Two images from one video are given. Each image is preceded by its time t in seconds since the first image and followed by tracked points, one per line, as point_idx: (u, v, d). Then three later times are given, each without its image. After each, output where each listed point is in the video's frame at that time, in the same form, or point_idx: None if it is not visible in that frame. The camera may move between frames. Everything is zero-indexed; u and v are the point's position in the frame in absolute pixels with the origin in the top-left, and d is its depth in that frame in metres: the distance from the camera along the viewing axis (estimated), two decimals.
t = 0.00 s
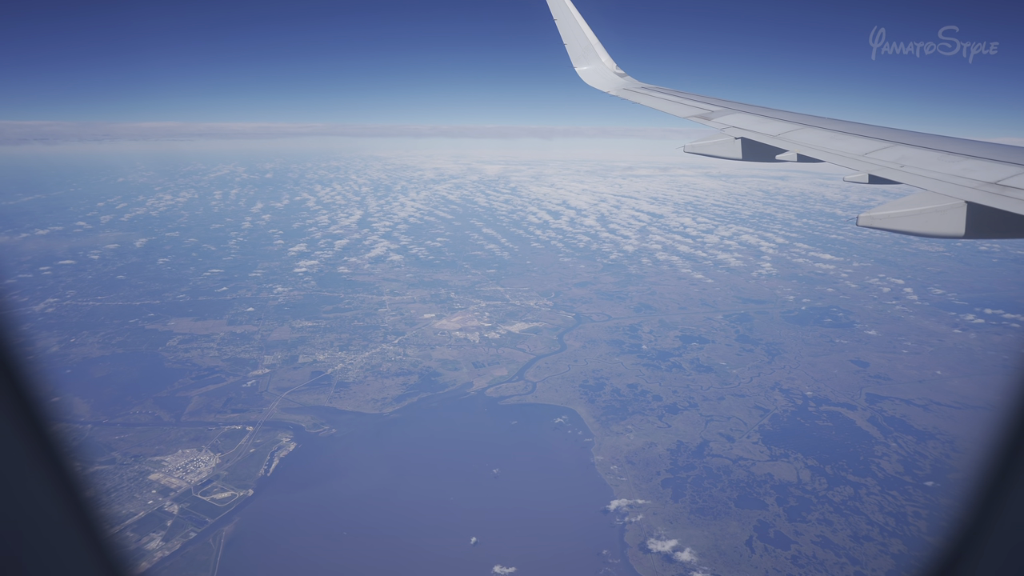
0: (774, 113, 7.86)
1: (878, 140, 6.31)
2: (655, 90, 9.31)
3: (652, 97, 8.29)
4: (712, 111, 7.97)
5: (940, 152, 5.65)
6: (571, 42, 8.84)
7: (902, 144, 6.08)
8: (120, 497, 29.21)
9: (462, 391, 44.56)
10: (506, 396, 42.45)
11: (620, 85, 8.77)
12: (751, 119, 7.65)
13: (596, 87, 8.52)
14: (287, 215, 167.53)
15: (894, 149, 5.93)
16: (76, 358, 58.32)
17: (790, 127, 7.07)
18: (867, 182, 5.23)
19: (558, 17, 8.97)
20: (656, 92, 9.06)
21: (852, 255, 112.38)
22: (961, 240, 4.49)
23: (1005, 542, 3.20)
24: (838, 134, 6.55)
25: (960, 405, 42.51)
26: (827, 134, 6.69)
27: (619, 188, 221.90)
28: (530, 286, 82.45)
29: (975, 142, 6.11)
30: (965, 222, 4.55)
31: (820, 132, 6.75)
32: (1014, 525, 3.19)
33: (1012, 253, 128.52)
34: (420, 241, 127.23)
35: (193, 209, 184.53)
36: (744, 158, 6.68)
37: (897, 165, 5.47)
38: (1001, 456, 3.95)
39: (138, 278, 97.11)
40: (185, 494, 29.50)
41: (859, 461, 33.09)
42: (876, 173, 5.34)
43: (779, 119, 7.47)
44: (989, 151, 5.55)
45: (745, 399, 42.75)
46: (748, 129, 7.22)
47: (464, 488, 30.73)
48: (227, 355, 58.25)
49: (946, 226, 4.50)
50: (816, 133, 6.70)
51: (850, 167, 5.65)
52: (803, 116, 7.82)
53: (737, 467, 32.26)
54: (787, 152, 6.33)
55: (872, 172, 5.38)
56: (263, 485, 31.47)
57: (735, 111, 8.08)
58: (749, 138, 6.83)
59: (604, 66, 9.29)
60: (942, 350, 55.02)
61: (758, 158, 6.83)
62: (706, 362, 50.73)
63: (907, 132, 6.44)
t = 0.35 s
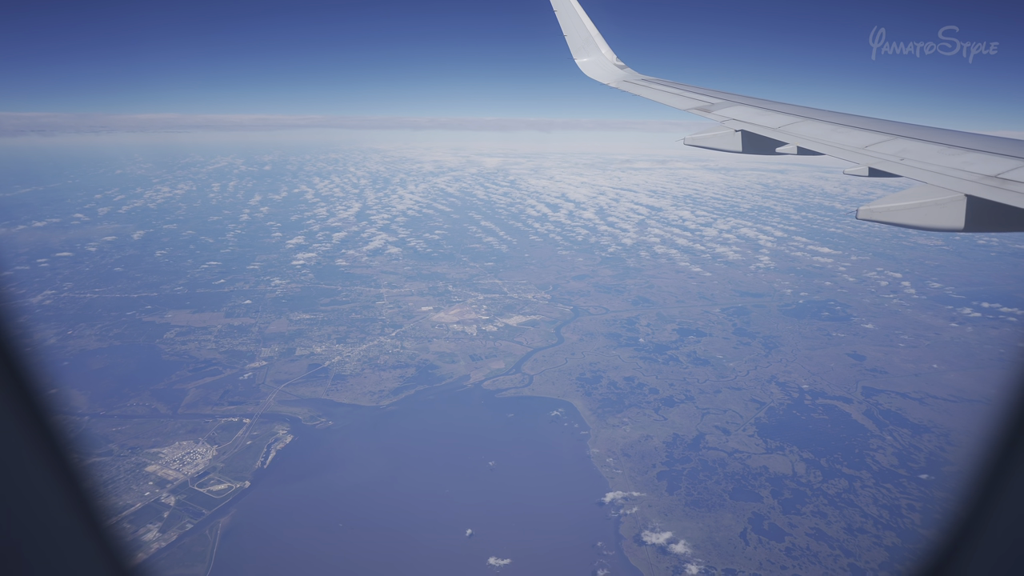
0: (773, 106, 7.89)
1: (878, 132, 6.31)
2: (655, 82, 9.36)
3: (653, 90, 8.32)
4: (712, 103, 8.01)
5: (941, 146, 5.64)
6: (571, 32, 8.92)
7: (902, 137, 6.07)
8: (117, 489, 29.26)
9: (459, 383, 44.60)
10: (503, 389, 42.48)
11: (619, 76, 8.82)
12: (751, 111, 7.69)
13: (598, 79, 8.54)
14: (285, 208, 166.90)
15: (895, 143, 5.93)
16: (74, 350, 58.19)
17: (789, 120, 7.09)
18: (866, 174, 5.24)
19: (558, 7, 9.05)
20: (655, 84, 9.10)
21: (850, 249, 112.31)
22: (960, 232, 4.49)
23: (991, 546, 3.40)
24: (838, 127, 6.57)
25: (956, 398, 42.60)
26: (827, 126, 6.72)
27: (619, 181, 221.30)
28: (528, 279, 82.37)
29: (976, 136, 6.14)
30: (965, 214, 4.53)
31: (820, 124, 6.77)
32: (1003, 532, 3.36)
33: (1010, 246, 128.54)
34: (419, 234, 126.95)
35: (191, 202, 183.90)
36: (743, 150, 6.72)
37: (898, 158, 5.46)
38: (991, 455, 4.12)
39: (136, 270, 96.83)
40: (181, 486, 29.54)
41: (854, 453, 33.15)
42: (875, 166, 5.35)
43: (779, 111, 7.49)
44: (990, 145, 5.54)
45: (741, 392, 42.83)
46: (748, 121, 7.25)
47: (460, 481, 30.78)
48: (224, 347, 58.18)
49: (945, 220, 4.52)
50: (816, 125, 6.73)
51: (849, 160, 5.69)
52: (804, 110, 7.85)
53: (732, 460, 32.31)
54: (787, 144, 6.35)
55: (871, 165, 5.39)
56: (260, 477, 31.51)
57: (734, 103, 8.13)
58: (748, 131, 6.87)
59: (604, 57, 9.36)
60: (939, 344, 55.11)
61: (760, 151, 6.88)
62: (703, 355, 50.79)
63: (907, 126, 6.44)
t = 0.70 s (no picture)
0: (772, 98, 8.22)
1: (878, 125, 6.60)
2: (657, 74, 9.72)
3: (652, 83, 8.86)
4: (713, 96, 8.36)
5: (938, 138, 5.94)
6: (574, 28, 9.29)
7: (901, 129, 6.37)
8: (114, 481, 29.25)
9: (456, 376, 44.67)
10: (499, 381, 42.56)
11: (620, 70, 9.19)
12: (751, 103, 8.03)
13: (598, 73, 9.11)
14: (282, 200, 166.04)
15: (893, 135, 6.23)
16: (70, 342, 57.95)
17: (790, 112, 7.42)
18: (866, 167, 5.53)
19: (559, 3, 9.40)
20: (657, 76, 9.46)
21: (849, 242, 112.15)
22: (957, 226, 4.83)
23: (986, 545, 3.60)
24: (836, 120, 6.89)
25: (951, 391, 42.74)
26: (826, 119, 7.04)
27: (618, 174, 220.42)
28: (526, 272, 82.21)
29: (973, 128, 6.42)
30: (964, 206, 4.86)
31: (820, 117, 7.08)
32: (995, 533, 3.56)
33: (1008, 240, 128.27)
34: (416, 227, 126.46)
35: (188, 194, 182.80)
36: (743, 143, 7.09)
37: (898, 150, 5.77)
38: (993, 447, 4.25)
39: (132, 263, 96.37)
40: (178, 478, 29.49)
41: (849, 446, 33.29)
42: (875, 158, 5.68)
43: (776, 105, 7.85)
44: (987, 136, 5.82)
45: (738, 385, 42.95)
46: (748, 115, 7.59)
47: (456, 473, 30.87)
48: (221, 340, 58.05)
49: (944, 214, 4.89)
50: (815, 118, 7.05)
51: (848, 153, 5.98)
52: (804, 103, 8.19)
53: (728, 452, 32.42)
54: (788, 136, 6.72)
55: (872, 159, 5.69)
56: (256, 469, 31.50)
57: (736, 97, 8.47)
58: (749, 124, 7.23)
59: (605, 50, 9.73)
60: (935, 337, 55.20)
61: (760, 144, 7.29)
62: (700, 348, 50.86)
63: (904, 118, 6.75)
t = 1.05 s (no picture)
0: (772, 91, 8.36)
1: (879, 119, 6.72)
2: (656, 67, 9.84)
3: (652, 76, 8.86)
4: (712, 90, 8.48)
5: (939, 132, 6.04)
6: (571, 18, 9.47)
7: (902, 123, 6.48)
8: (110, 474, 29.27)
9: (453, 370, 44.66)
10: (496, 375, 42.52)
11: (619, 61, 9.31)
12: (750, 97, 8.15)
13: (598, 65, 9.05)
14: (280, 194, 165.38)
15: (894, 129, 6.34)
16: (68, 336, 57.80)
17: (790, 107, 7.55)
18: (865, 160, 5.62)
19: None
20: (656, 68, 9.59)
21: (847, 236, 112.09)
22: (957, 219, 4.88)
23: (980, 543, 3.50)
24: (837, 113, 7.01)
25: (946, 385, 42.89)
26: (826, 112, 7.15)
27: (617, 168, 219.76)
28: (524, 266, 82.09)
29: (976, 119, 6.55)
30: (963, 199, 4.87)
31: (820, 111, 7.20)
32: (991, 530, 3.47)
33: (1007, 234, 128.21)
34: (414, 220, 126.16)
35: (186, 188, 182.03)
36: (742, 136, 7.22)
37: (898, 144, 5.87)
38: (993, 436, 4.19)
39: (129, 256, 96.02)
40: (175, 472, 29.51)
41: (845, 440, 33.34)
42: (874, 152, 5.77)
43: (776, 98, 7.97)
44: (987, 131, 5.92)
45: (734, 379, 42.98)
46: (747, 108, 7.71)
47: (452, 467, 30.91)
48: (219, 334, 57.91)
49: (944, 206, 4.90)
50: (815, 112, 7.17)
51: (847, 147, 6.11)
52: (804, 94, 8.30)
53: (723, 446, 32.48)
54: (787, 131, 6.82)
55: (871, 151, 5.78)
56: (253, 462, 31.49)
57: (735, 89, 8.59)
58: (747, 117, 7.35)
59: (604, 42, 9.89)
60: (932, 331, 55.30)
61: (760, 138, 7.35)
62: (696, 342, 50.86)
63: (906, 112, 6.85)
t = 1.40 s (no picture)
0: (773, 84, 8.72)
1: (879, 111, 7.09)
2: (655, 58, 10.09)
3: (652, 69, 9.12)
4: (713, 83, 8.78)
5: (938, 125, 6.42)
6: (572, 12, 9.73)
7: (902, 116, 6.87)
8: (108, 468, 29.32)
9: (450, 364, 44.67)
10: (494, 369, 42.58)
11: (619, 54, 9.56)
12: (752, 90, 8.46)
13: (598, 59, 9.36)
14: (278, 188, 164.70)
15: (894, 122, 6.73)
16: (67, 330, 57.74)
17: (790, 99, 7.91)
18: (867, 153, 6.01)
19: None
20: (656, 61, 9.86)
21: (846, 229, 111.80)
22: (957, 213, 5.29)
23: (983, 536, 4.09)
24: (838, 106, 7.39)
25: (944, 378, 42.93)
26: (827, 106, 7.53)
27: (616, 161, 218.82)
28: (522, 260, 81.94)
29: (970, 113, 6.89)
30: (962, 194, 5.31)
31: (821, 104, 7.58)
32: (993, 523, 4.07)
33: (1007, 227, 127.70)
34: (413, 214, 125.77)
35: (184, 182, 181.07)
36: (743, 129, 7.52)
37: (898, 136, 6.26)
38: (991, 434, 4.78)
39: (128, 251, 95.78)
40: (173, 465, 29.52)
41: (842, 433, 33.36)
42: (874, 146, 6.18)
43: (775, 91, 8.34)
44: (984, 123, 6.30)
45: (732, 372, 43.04)
46: (748, 101, 8.02)
47: (450, 460, 30.96)
48: (218, 328, 57.82)
49: (945, 201, 5.34)
50: (815, 105, 7.56)
51: (848, 141, 6.49)
52: (801, 88, 8.60)
53: (720, 440, 32.51)
54: (788, 122, 7.18)
55: (872, 144, 6.16)
56: (252, 455, 31.58)
57: (736, 82, 8.93)
58: (747, 111, 7.66)
59: (605, 34, 10.12)
60: (930, 325, 55.31)
61: (761, 131, 7.66)
62: (694, 336, 50.84)
63: (904, 105, 7.24)
